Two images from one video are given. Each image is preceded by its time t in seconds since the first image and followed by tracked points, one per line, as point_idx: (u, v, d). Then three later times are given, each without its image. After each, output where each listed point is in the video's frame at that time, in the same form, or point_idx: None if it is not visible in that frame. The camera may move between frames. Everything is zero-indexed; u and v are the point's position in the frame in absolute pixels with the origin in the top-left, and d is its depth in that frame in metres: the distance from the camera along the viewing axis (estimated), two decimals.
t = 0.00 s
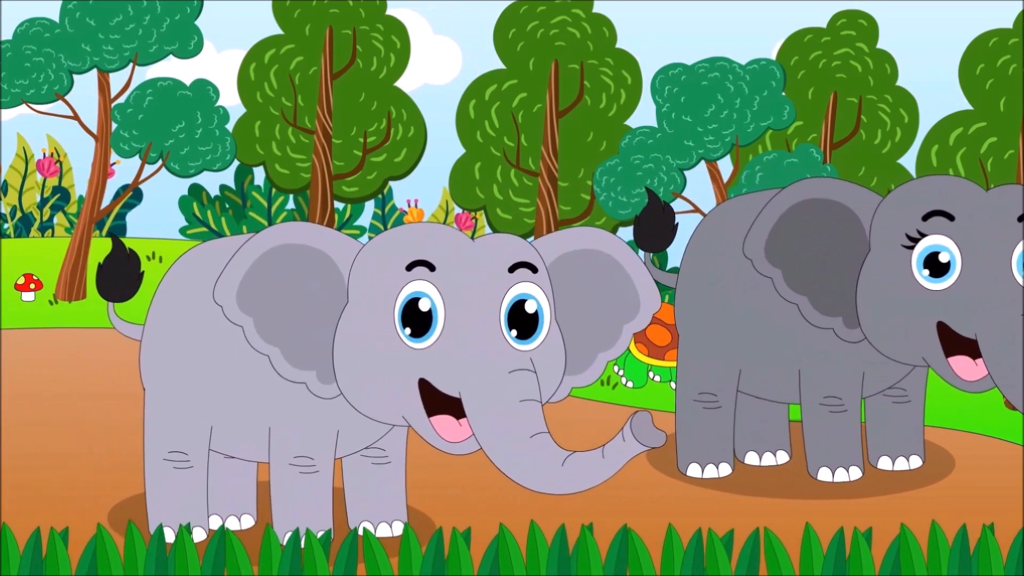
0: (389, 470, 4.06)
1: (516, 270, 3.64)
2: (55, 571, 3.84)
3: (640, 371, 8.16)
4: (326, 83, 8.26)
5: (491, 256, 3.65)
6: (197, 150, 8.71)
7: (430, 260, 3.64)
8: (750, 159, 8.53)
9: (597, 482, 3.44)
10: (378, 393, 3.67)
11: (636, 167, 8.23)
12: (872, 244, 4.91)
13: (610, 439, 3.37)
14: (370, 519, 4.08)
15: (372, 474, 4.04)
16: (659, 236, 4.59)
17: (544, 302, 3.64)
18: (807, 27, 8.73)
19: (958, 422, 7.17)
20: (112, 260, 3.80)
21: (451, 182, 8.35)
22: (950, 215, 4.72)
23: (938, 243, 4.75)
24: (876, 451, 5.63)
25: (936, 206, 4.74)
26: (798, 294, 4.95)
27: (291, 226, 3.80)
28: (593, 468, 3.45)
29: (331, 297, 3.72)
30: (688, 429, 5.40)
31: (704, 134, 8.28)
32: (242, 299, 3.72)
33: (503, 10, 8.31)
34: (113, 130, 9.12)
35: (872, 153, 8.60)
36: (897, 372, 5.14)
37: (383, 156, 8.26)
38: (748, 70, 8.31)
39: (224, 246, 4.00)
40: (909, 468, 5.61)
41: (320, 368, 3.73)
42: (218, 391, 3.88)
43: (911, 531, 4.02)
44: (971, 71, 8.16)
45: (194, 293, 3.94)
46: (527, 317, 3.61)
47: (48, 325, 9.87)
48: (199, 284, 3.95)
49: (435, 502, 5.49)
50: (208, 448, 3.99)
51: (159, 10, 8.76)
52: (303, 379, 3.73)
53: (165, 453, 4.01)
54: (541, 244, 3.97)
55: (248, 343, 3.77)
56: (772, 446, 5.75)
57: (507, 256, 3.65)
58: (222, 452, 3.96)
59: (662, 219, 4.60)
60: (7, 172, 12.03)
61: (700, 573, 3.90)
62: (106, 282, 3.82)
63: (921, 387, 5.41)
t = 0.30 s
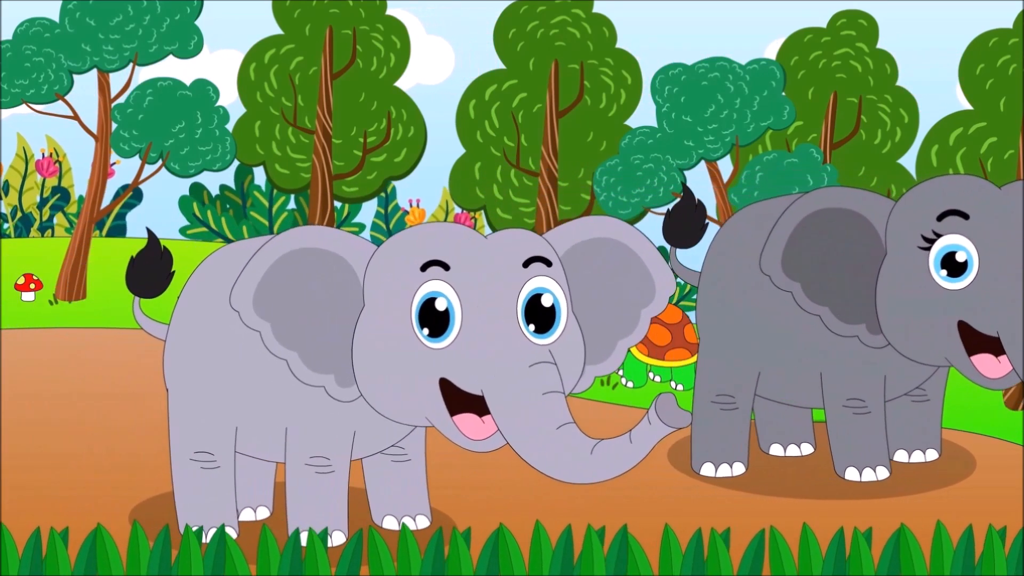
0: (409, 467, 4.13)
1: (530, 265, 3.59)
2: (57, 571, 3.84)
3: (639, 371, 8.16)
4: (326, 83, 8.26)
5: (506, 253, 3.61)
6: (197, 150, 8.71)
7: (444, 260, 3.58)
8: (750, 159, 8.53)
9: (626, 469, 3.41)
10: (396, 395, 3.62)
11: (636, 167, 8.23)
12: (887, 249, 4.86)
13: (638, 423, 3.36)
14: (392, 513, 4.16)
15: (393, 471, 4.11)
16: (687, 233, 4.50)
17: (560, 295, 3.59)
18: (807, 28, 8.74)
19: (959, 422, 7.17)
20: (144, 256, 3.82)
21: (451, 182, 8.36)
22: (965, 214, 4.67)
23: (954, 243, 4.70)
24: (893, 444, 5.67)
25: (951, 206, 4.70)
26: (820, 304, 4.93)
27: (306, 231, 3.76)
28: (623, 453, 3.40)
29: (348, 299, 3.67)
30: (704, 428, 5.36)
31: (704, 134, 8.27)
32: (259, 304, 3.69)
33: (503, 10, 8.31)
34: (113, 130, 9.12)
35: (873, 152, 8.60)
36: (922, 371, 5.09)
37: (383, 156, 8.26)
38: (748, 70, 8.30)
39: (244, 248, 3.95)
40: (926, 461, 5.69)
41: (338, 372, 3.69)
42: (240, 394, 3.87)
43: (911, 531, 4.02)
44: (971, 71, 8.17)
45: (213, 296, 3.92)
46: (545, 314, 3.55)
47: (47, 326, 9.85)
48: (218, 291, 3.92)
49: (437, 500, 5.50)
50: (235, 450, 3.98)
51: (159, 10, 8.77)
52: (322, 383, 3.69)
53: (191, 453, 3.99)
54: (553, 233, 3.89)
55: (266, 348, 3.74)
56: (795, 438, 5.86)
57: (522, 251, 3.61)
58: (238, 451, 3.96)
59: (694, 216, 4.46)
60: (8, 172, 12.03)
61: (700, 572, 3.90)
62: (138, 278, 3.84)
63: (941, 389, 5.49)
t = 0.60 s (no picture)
0: (425, 471, 4.01)
1: (562, 276, 3.70)
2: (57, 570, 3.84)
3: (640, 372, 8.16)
4: (326, 83, 8.25)
5: (534, 259, 3.72)
6: (197, 150, 8.71)
7: (478, 263, 3.70)
8: (750, 159, 8.52)
9: (631, 493, 3.57)
10: (422, 392, 3.71)
11: (636, 167, 8.22)
12: (917, 243, 5.08)
13: (648, 452, 3.45)
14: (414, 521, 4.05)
15: (409, 475, 4.00)
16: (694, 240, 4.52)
17: (589, 308, 3.70)
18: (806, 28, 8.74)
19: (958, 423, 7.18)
20: (143, 268, 3.90)
21: (451, 181, 8.37)
22: (997, 218, 4.91)
23: (983, 244, 4.95)
24: (926, 450, 5.62)
25: (983, 208, 4.94)
26: (841, 287, 5.13)
27: (336, 230, 3.86)
28: (629, 481, 3.56)
29: (377, 298, 3.77)
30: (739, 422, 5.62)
31: (704, 134, 8.27)
32: (288, 303, 3.78)
33: (503, 9, 8.31)
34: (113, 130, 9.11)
35: (873, 152, 8.60)
36: (939, 371, 5.34)
37: (383, 156, 8.26)
38: (748, 70, 8.30)
39: (272, 246, 4.06)
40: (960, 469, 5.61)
41: (366, 370, 3.78)
42: (262, 392, 3.94)
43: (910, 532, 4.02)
44: (971, 70, 8.17)
45: (240, 296, 3.99)
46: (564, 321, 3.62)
47: (48, 326, 9.84)
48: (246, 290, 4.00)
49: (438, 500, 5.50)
50: (246, 447, 4.05)
51: (159, 10, 8.78)
52: (350, 381, 3.78)
53: (203, 448, 4.06)
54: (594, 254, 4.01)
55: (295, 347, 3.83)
56: (810, 445, 5.68)
57: (554, 262, 3.72)
58: (265, 454, 4.02)
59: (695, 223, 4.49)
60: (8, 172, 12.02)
61: (699, 572, 3.91)
62: (143, 290, 3.91)
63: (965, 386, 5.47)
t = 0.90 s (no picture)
0: (447, 472, 4.00)
1: (587, 280, 3.69)
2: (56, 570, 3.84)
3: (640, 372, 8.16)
4: (326, 83, 8.25)
5: (559, 259, 3.72)
6: (197, 150, 8.71)
7: (502, 264, 3.69)
8: (750, 159, 8.50)
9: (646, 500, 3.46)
10: (445, 392, 3.70)
11: (636, 167, 8.21)
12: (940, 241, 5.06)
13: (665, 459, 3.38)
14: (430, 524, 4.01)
15: (432, 476, 3.98)
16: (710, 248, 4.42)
17: (612, 313, 3.70)
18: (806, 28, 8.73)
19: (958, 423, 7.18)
20: (158, 271, 3.91)
21: (451, 180, 8.35)
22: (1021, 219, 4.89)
23: (1006, 245, 4.93)
24: (949, 454, 5.61)
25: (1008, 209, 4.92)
26: (864, 282, 5.15)
27: (359, 228, 3.85)
28: (645, 488, 3.46)
29: (401, 296, 3.77)
30: (763, 420, 5.68)
31: (704, 134, 8.25)
32: (312, 300, 3.78)
33: (503, 9, 8.31)
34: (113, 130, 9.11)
35: (873, 153, 8.61)
36: (961, 370, 5.32)
37: (383, 156, 8.26)
38: (748, 70, 8.30)
39: (291, 246, 4.05)
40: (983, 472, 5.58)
41: (388, 368, 3.78)
42: (282, 389, 3.94)
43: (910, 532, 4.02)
44: (971, 70, 8.17)
45: (263, 293, 4.00)
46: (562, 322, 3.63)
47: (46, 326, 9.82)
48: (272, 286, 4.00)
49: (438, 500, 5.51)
50: (264, 447, 4.07)
51: (159, 10, 8.78)
52: (372, 379, 3.79)
53: (220, 448, 4.09)
54: (620, 260, 3.97)
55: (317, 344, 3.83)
56: (828, 449, 5.68)
57: (579, 266, 3.71)
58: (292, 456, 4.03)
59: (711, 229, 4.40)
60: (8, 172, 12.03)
61: (699, 571, 3.90)
62: (158, 293, 3.93)
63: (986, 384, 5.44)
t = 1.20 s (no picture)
0: (474, 472, 4.01)
1: (602, 274, 3.71)
2: (56, 570, 3.84)
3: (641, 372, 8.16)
4: (326, 83, 8.25)
5: (578, 259, 3.72)
6: (197, 150, 8.71)
7: (517, 263, 3.69)
8: (750, 159, 8.53)
9: (678, 489, 3.54)
10: (465, 394, 3.70)
11: (636, 167, 8.21)
12: (958, 244, 5.08)
13: (692, 447, 3.45)
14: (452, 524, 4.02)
15: (456, 476, 3.99)
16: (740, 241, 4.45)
17: (629, 307, 3.71)
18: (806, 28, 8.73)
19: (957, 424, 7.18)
20: (190, 265, 3.91)
21: (451, 180, 8.35)
22: None
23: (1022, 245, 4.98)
24: (963, 454, 5.63)
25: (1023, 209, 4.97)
26: (883, 290, 5.12)
27: (374, 229, 3.81)
28: (674, 477, 3.53)
29: (417, 298, 3.74)
30: (781, 430, 5.58)
31: (704, 134, 8.25)
32: (329, 300, 3.73)
33: (503, 9, 8.31)
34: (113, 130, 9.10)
35: (873, 152, 8.59)
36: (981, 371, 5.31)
37: (383, 156, 8.25)
38: (748, 70, 8.30)
39: (303, 250, 3.98)
40: (996, 473, 5.61)
41: (405, 369, 3.75)
42: (303, 394, 3.88)
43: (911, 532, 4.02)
44: (971, 70, 8.17)
45: (279, 296, 3.94)
46: (563, 322, 3.64)
47: (44, 326, 9.84)
48: (287, 287, 3.95)
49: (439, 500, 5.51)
50: (290, 451, 3.98)
51: (159, 10, 8.79)
52: (389, 380, 3.75)
53: (247, 455, 4.01)
54: (632, 247, 3.97)
55: (334, 345, 3.78)
56: (854, 450, 5.79)
57: (594, 259, 3.73)
58: (308, 456, 3.98)
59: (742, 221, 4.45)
60: (8, 172, 12.02)
61: (699, 571, 3.90)
62: (187, 288, 3.93)
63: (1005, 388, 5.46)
